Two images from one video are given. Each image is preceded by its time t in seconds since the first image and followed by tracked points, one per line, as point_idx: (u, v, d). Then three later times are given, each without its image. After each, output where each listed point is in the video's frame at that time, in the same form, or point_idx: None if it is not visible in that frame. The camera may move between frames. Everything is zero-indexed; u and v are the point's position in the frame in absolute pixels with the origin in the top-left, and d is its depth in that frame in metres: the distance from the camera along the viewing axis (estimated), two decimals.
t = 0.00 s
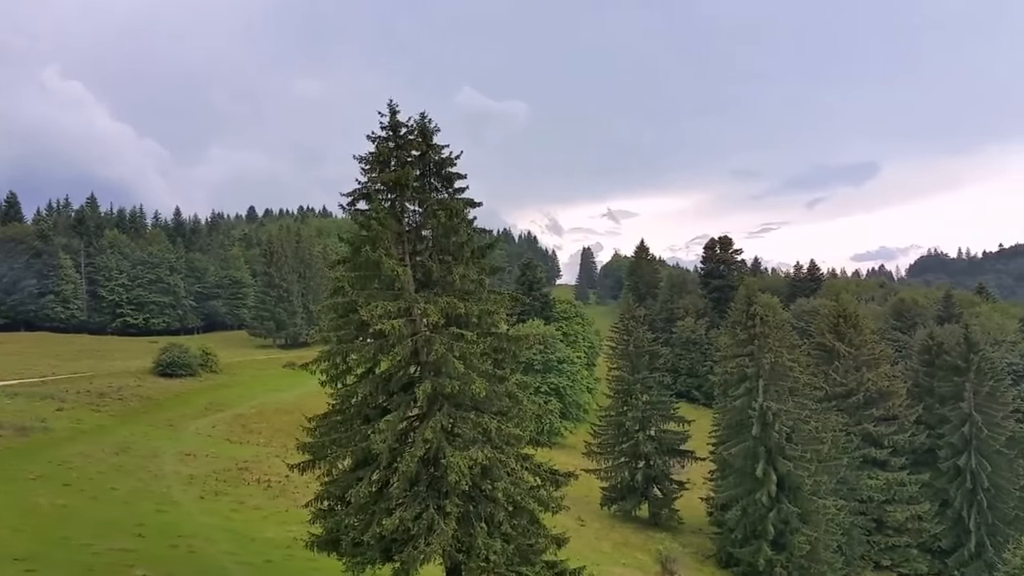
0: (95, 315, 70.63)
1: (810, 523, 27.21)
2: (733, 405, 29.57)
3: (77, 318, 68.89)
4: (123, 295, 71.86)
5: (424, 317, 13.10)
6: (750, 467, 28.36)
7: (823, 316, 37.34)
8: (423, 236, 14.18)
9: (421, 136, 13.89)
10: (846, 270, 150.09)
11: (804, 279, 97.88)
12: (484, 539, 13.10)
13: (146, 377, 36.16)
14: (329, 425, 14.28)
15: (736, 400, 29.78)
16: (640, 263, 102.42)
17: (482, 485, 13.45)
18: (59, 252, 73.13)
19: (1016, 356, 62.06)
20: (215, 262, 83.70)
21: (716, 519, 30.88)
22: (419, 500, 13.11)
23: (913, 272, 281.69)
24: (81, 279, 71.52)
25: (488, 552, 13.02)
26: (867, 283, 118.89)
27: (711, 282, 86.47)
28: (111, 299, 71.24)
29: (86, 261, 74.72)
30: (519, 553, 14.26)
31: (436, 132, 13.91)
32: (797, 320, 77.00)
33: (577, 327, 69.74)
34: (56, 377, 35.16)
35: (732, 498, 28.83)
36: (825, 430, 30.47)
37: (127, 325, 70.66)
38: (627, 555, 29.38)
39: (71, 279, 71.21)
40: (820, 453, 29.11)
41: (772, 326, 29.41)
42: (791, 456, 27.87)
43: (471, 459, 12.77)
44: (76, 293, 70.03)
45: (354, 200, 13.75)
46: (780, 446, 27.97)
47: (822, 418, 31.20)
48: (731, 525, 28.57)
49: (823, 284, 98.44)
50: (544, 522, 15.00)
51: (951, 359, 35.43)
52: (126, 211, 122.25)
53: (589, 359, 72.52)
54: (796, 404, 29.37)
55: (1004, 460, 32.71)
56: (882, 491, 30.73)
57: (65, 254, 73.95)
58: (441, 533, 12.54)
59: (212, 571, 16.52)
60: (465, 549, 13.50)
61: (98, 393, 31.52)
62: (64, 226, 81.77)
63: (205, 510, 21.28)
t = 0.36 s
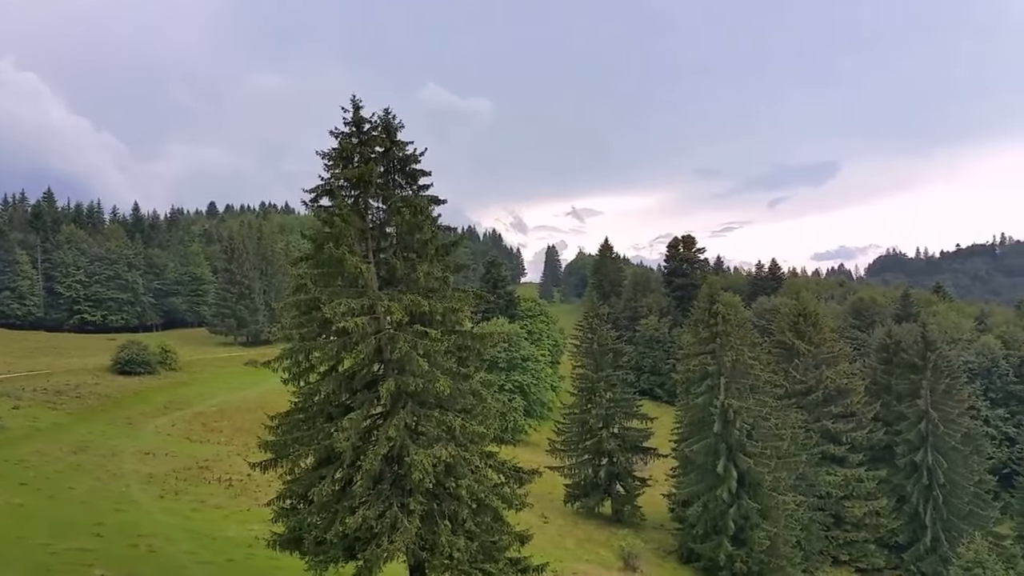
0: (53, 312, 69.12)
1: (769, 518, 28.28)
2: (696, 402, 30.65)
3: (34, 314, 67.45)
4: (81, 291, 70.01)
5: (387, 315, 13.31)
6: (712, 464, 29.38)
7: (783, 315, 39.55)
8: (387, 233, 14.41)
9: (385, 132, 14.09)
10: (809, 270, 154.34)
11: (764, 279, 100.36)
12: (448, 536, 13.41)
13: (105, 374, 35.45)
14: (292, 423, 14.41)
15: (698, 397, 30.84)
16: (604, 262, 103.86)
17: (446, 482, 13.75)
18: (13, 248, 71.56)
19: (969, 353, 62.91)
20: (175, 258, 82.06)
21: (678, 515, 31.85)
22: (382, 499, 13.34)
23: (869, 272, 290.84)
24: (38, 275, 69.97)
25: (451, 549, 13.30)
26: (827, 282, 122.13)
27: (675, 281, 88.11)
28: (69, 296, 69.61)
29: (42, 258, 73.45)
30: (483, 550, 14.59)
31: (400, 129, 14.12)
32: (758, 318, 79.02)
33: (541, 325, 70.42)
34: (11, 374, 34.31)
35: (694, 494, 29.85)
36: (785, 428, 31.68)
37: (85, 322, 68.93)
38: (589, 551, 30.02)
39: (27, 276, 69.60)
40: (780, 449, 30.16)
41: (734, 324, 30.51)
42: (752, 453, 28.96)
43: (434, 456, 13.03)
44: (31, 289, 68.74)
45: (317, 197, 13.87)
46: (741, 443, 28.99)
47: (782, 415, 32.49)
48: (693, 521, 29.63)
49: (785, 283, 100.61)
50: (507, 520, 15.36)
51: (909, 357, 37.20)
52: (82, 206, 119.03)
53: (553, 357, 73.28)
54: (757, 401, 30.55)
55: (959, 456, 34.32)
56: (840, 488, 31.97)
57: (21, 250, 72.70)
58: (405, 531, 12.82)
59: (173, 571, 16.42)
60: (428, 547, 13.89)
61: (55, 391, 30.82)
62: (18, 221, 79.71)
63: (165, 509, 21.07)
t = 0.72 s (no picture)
0: (5, 308, 66.81)
1: (727, 514, 29.71)
2: (656, 399, 32.12)
3: None
4: (35, 288, 67.67)
5: (347, 312, 13.69)
6: (672, 461, 30.85)
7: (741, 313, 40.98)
8: (347, 230, 14.84)
9: (345, 129, 14.48)
10: (767, 268, 159.39)
11: (721, 278, 103.33)
12: (407, 535, 13.82)
13: (58, 372, 34.69)
14: (250, 422, 14.70)
15: (658, 394, 32.34)
16: (565, 259, 105.38)
17: (406, 479, 14.22)
18: None
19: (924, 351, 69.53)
20: (130, 254, 80.10)
21: (637, 511, 33.08)
22: (341, 497, 13.71)
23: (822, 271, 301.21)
24: None
25: (411, 547, 13.72)
26: (783, 280, 126.03)
27: (634, 279, 89.99)
28: (23, 293, 67.03)
29: None
30: (443, 547, 15.09)
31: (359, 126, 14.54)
32: (717, 315, 81.41)
33: (502, 322, 71.26)
34: None
35: (654, 490, 31.21)
36: (743, 423, 33.08)
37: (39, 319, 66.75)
38: (548, 547, 30.78)
39: None
40: (737, 445, 31.54)
41: (692, 322, 32.13)
42: (710, 449, 30.55)
43: (394, 454, 13.43)
44: None
45: (276, 193, 14.16)
46: (699, 439, 30.62)
47: (741, 411, 33.82)
48: (652, 517, 30.91)
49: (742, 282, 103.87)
50: (468, 517, 15.89)
51: (864, 354, 38.86)
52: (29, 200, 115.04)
53: (514, 354, 74.21)
54: (715, 398, 32.04)
55: (913, 452, 36.16)
56: (796, 483, 33.73)
57: None
58: (364, 529, 13.20)
59: (130, 570, 16.43)
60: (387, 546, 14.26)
61: (6, 389, 30.10)
62: None
63: (121, 508, 20.96)
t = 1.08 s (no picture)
0: None
1: (684, 509, 30.95)
2: (615, 396, 33.34)
3: None
4: None
5: (307, 309, 14.08)
6: (631, 457, 31.91)
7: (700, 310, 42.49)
8: (307, 226, 15.23)
9: (305, 125, 14.85)
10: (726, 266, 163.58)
11: (679, 276, 105.90)
12: (367, 533, 14.34)
13: (10, 370, 33.91)
14: (207, 420, 14.97)
15: (617, 391, 33.52)
16: (526, 256, 106.48)
17: (366, 477, 14.69)
18: None
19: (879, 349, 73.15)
20: (84, 249, 77.97)
21: (596, 508, 34.11)
22: (301, 495, 14.13)
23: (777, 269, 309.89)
24: None
25: (370, 544, 14.26)
26: (740, 278, 129.53)
27: (594, 276, 91.56)
28: None
29: None
30: (402, 544, 15.58)
31: (319, 122, 14.92)
32: (675, 312, 83.53)
33: (463, 319, 71.87)
34: None
35: (613, 486, 32.29)
36: (700, 420, 34.52)
37: None
38: (508, 544, 31.49)
39: None
40: (695, 442, 32.81)
41: (652, 320, 33.29)
42: (669, 446, 31.74)
43: (354, 451, 13.87)
44: None
45: (235, 188, 14.47)
46: (658, 435, 31.89)
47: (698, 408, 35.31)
48: (611, 513, 32.01)
49: (700, 280, 106.60)
50: (429, 514, 16.29)
51: (819, 351, 40.81)
52: None
53: (474, 351, 74.84)
54: (673, 394, 33.37)
55: (867, 447, 38.14)
56: (752, 478, 35.43)
57: None
58: (323, 528, 13.63)
59: (87, 570, 16.48)
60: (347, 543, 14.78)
61: None
62: None
63: (76, 507, 20.85)
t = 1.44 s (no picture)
0: None
1: (643, 504, 32.05)
2: (576, 392, 34.25)
3: None
4: None
5: (266, 306, 14.46)
6: (592, 454, 32.90)
7: (660, 308, 43.88)
8: (266, 222, 15.58)
9: (264, 120, 15.16)
10: (687, 263, 167.10)
11: (639, 274, 108.12)
12: (327, 531, 14.77)
13: None
14: (164, 418, 15.22)
15: (578, 388, 34.45)
16: (488, 254, 107.27)
17: (326, 476, 15.14)
18: None
19: (834, 346, 76.18)
20: (36, 245, 75.94)
21: (557, 505, 35.06)
22: (260, 493, 14.47)
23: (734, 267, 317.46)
24: None
25: (330, 542, 14.70)
26: (699, 276, 132.63)
27: (555, 274, 92.84)
28: None
29: None
30: (363, 541, 16.14)
31: (278, 118, 15.26)
32: (636, 309, 85.35)
33: (424, 316, 72.27)
34: None
35: (574, 483, 33.28)
36: (660, 416, 35.78)
37: None
38: (469, 541, 32.17)
39: None
40: (654, 438, 33.97)
41: (612, 317, 34.32)
42: (629, 442, 32.78)
43: (314, 449, 14.27)
44: None
45: (193, 183, 14.73)
46: (618, 431, 32.92)
47: (657, 405, 36.55)
48: (572, 510, 32.98)
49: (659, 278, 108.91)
50: (389, 512, 16.86)
51: (776, 348, 42.33)
52: None
53: (436, 348, 75.27)
54: (633, 391, 34.43)
55: (822, 442, 39.68)
56: (710, 474, 36.93)
57: None
58: (282, 527, 13.97)
59: (42, 570, 16.55)
60: (306, 542, 15.29)
61: None
62: None
63: (31, 507, 20.74)
